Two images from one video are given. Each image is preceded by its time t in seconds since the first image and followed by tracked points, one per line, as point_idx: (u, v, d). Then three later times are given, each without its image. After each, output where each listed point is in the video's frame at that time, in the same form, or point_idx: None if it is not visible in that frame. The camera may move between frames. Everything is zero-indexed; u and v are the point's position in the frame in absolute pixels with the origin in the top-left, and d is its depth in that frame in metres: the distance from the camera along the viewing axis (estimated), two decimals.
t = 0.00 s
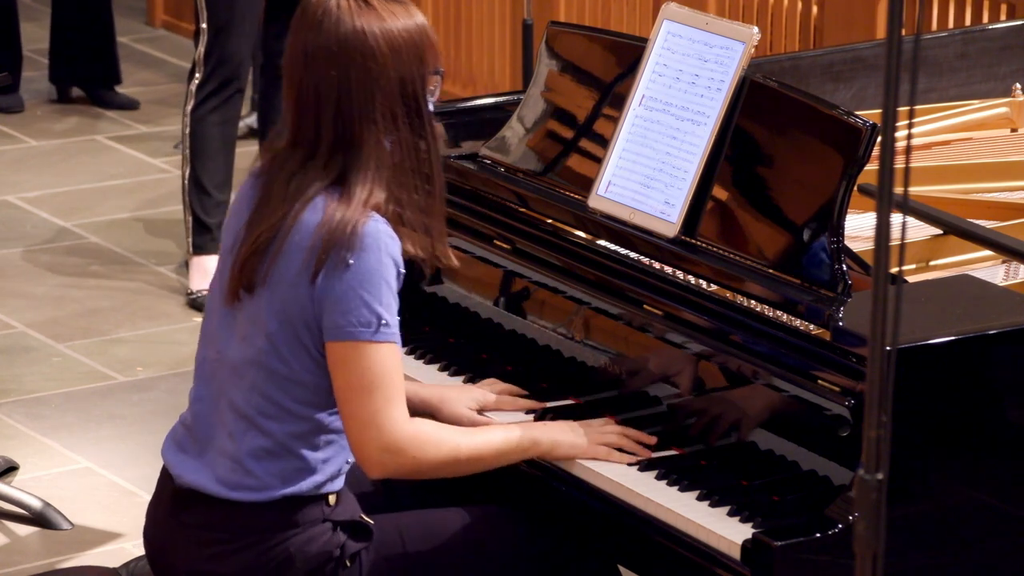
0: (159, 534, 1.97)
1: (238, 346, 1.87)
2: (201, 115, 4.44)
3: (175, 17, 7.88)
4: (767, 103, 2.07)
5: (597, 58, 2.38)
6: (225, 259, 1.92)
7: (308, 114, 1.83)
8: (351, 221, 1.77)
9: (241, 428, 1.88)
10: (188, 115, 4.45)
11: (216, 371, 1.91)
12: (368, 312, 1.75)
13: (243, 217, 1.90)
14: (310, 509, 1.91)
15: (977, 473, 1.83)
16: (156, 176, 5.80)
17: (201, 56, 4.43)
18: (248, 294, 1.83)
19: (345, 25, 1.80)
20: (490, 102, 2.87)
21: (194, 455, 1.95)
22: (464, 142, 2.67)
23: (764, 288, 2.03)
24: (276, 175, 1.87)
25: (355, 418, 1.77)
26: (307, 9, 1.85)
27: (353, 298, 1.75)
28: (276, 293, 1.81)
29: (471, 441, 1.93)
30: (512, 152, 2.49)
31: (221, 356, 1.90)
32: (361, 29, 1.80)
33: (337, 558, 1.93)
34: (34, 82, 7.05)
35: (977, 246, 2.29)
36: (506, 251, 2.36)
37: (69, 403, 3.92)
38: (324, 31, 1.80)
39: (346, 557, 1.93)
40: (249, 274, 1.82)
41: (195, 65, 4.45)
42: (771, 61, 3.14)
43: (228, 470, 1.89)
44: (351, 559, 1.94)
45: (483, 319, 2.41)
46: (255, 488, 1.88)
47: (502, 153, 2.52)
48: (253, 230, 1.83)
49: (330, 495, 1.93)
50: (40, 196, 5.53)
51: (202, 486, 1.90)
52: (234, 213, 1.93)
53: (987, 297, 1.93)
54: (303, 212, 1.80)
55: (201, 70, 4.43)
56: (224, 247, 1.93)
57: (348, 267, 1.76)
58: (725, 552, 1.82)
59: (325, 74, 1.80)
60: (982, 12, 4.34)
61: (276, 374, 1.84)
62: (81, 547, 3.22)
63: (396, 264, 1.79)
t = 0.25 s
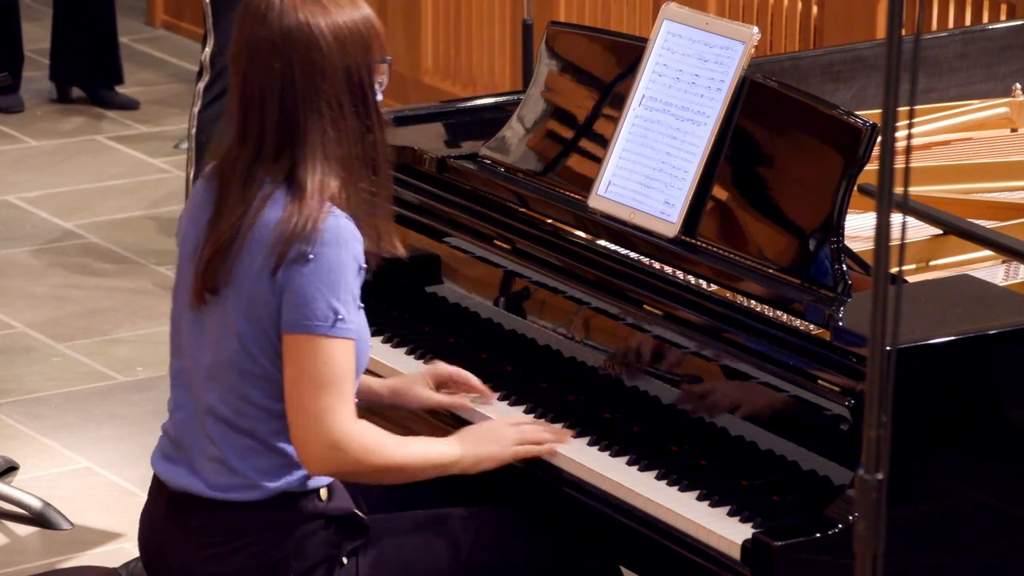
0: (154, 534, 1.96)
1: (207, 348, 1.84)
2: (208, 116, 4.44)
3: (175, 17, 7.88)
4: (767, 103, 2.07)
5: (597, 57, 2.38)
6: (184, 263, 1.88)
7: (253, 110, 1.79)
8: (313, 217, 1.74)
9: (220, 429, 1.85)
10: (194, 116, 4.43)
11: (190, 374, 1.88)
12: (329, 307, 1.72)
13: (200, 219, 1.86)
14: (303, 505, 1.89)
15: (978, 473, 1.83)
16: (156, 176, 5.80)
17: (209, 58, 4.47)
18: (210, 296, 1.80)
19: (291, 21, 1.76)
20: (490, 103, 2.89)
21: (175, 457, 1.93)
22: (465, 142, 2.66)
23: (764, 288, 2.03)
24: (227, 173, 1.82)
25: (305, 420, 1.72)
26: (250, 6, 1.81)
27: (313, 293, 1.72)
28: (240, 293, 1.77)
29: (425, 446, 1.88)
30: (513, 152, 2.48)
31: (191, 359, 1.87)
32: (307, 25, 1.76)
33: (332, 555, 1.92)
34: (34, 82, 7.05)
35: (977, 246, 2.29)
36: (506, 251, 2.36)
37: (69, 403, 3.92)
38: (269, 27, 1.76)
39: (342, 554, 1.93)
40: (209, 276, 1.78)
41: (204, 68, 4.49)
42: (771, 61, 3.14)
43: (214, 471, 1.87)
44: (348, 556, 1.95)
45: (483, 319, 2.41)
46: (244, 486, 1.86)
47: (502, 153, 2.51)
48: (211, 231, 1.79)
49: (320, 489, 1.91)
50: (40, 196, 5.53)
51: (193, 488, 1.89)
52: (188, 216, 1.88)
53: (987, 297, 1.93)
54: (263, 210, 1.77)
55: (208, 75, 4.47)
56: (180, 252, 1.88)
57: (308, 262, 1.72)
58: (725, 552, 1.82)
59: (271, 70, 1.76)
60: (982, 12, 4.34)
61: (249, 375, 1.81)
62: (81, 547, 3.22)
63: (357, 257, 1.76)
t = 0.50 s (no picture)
0: (151, 533, 1.95)
1: (172, 352, 1.84)
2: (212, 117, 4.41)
3: (175, 17, 7.89)
4: (766, 103, 2.07)
5: (597, 57, 2.38)
6: (138, 269, 1.87)
7: (196, 110, 1.78)
8: (270, 215, 1.74)
9: (197, 431, 1.86)
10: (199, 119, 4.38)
11: (156, 377, 1.89)
12: (301, 306, 1.74)
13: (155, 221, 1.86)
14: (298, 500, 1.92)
15: (978, 473, 1.83)
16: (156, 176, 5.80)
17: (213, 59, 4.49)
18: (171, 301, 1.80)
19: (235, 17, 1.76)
20: (490, 103, 2.89)
21: (156, 460, 1.94)
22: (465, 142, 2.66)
23: (763, 288, 2.02)
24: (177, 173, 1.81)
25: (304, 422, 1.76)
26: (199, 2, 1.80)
27: (283, 294, 1.73)
28: (202, 296, 1.78)
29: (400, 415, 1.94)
30: (512, 152, 2.47)
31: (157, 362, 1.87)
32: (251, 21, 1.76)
33: (329, 552, 1.95)
34: (35, 82, 7.05)
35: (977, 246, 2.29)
36: (506, 251, 2.36)
37: (69, 403, 3.92)
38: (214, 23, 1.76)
39: (339, 550, 1.95)
40: (167, 282, 1.78)
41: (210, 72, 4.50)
42: (771, 61, 3.14)
43: (199, 473, 1.88)
44: (344, 551, 1.96)
45: (483, 318, 2.42)
46: (231, 486, 1.88)
47: (502, 153, 2.49)
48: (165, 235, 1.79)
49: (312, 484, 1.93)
50: (40, 196, 5.53)
51: (175, 490, 1.90)
52: (139, 219, 1.88)
53: (987, 298, 1.93)
54: (217, 212, 1.76)
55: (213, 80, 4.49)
56: (134, 256, 1.88)
57: (275, 263, 1.73)
58: (725, 552, 1.82)
59: (216, 67, 1.76)
60: (982, 12, 4.33)
61: (215, 375, 1.82)
62: (81, 547, 3.22)
63: (317, 251, 1.78)
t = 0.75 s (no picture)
0: (151, 533, 1.95)
1: (146, 357, 1.87)
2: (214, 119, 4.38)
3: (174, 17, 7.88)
4: (766, 103, 2.07)
5: (597, 58, 2.38)
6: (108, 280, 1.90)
7: (147, 114, 1.82)
8: (239, 217, 1.77)
9: (180, 433, 1.88)
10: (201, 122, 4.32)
11: (133, 383, 1.91)
12: (284, 300, 1.79)
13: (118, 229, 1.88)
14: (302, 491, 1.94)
15: (978, 473, 1.83)
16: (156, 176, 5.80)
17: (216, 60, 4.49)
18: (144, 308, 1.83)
19: (176, 21, 1.78)
20: (490, 103, 2.89)
21: (145, 464, 1.95)
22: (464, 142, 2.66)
23: (763, 288, 2.02)
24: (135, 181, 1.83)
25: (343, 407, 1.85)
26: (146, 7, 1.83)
27: (264, 291, 1.78)
28: (175, 301, 1.80)
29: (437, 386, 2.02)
30: (512, 152, 2.47)
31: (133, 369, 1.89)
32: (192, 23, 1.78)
33: (326, 545, 1.95)
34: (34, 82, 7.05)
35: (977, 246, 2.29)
36: (506, 251, 2.35)
37: (69, 403, 3.92)
38: (157, 28, 1.79)
39: (335, 543, 1.95)
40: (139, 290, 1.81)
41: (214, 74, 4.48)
42: (771, 61, 3.14)
43: (188, 474, 1.89)
44: (342, 544, 1.97)
45: (483, 319, 2.43)
46: (221, 485, 1.89)
47: (502, 153, 2.49)
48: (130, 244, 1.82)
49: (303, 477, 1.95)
50: (40, 196, 5.53)
51: (167, 493, 1.91)
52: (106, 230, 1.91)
53: (986, 297, 1.93)
54: (184, 216, 1.79)
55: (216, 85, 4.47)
56: (104, 267, 1.91)
57: (251, 263, 1.78)
58: (725, 552, 1.82)
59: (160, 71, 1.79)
60: (982, 12, 4.33)
61: (193, 378, 1.84)
62: (81, 547, 3.22)
63: (289, 242, 1.82)
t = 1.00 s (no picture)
0: (151, 532, 1.95)
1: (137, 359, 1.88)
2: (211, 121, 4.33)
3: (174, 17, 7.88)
4: (766, 103, 2.07)
5: (597, 58, 2.38)
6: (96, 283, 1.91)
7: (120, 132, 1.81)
8: (228, 221, 1.78)
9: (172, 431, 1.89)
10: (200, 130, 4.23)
11: (124, 385, 1.92)
12: (277, 301, 1.80)
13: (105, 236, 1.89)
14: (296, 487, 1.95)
15: (978, 473, 1.83)
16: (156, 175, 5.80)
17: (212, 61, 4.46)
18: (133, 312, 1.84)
19: (144, 43, 1.76)
20: (490, 103, 2.89)
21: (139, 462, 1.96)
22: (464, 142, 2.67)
23: (763, 288, 2.03)
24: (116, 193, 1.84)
25: (364, 387, 1.89)
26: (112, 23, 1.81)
27: (258, 293, 1.79)
28: (164, 305, 1.81)
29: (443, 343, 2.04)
30: (512, 152, 2.47)
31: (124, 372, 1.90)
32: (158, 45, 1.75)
33: (326, 536, 1.96)
34: (34, 82, 7.05)
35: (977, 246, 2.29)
36: (506, 251, 2.35)
37: (69, 403, 3.92)
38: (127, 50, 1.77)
39: (334, 534, 1.96)
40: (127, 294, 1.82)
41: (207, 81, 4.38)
42: (771, 61, 3.14)
43: (182, 470, 1.90)
44: (341, 535, 1.98)
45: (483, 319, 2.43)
46: (215, 479, 1.90)
47: (502, 153, 2.50)
48: (118, 250, 1.83)
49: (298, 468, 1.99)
50: (40, 196, 5.53)
51: (160, 488, 1.92)
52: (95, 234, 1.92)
53: (986, 297, 1.93)
54: (168, 222, 1.80)
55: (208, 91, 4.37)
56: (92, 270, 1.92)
57: (243, 267, 1.78)
58: (725, 552, 1.82)
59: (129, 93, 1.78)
60: (982, 11, 4.33)
61: (184, 377, 1.85)
62: (81, 547, 3.23)
63: (280, 240, 1.84)
